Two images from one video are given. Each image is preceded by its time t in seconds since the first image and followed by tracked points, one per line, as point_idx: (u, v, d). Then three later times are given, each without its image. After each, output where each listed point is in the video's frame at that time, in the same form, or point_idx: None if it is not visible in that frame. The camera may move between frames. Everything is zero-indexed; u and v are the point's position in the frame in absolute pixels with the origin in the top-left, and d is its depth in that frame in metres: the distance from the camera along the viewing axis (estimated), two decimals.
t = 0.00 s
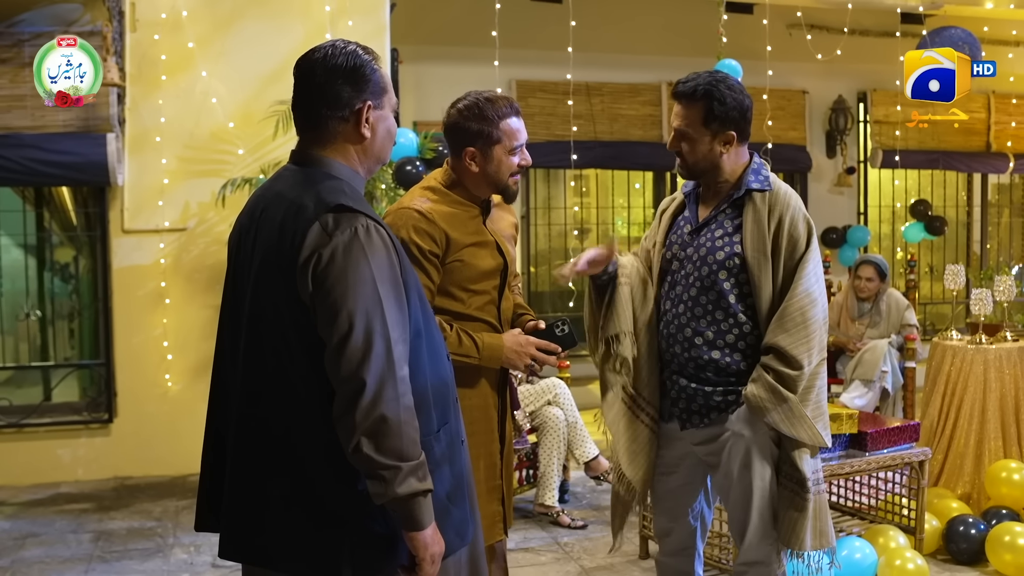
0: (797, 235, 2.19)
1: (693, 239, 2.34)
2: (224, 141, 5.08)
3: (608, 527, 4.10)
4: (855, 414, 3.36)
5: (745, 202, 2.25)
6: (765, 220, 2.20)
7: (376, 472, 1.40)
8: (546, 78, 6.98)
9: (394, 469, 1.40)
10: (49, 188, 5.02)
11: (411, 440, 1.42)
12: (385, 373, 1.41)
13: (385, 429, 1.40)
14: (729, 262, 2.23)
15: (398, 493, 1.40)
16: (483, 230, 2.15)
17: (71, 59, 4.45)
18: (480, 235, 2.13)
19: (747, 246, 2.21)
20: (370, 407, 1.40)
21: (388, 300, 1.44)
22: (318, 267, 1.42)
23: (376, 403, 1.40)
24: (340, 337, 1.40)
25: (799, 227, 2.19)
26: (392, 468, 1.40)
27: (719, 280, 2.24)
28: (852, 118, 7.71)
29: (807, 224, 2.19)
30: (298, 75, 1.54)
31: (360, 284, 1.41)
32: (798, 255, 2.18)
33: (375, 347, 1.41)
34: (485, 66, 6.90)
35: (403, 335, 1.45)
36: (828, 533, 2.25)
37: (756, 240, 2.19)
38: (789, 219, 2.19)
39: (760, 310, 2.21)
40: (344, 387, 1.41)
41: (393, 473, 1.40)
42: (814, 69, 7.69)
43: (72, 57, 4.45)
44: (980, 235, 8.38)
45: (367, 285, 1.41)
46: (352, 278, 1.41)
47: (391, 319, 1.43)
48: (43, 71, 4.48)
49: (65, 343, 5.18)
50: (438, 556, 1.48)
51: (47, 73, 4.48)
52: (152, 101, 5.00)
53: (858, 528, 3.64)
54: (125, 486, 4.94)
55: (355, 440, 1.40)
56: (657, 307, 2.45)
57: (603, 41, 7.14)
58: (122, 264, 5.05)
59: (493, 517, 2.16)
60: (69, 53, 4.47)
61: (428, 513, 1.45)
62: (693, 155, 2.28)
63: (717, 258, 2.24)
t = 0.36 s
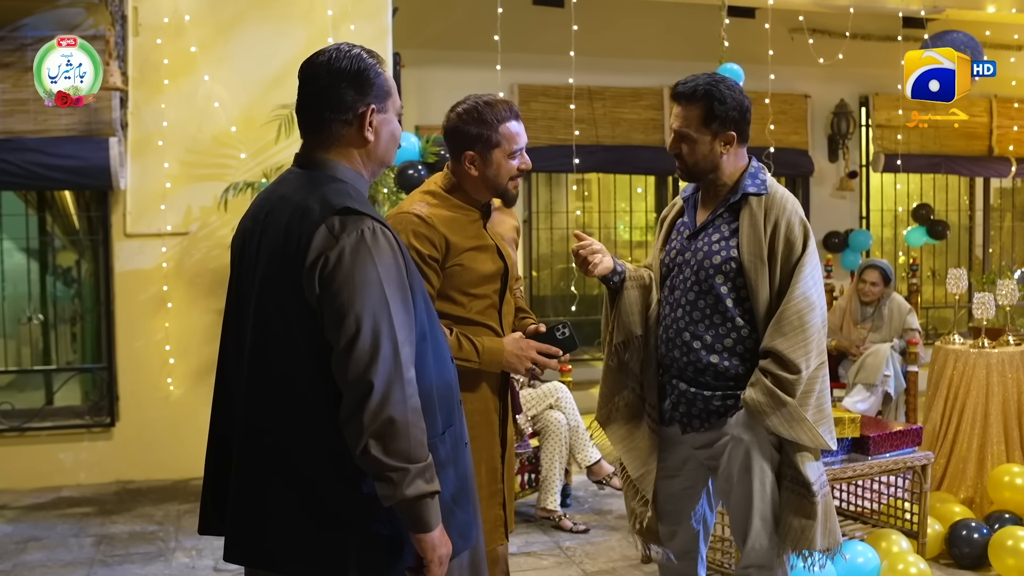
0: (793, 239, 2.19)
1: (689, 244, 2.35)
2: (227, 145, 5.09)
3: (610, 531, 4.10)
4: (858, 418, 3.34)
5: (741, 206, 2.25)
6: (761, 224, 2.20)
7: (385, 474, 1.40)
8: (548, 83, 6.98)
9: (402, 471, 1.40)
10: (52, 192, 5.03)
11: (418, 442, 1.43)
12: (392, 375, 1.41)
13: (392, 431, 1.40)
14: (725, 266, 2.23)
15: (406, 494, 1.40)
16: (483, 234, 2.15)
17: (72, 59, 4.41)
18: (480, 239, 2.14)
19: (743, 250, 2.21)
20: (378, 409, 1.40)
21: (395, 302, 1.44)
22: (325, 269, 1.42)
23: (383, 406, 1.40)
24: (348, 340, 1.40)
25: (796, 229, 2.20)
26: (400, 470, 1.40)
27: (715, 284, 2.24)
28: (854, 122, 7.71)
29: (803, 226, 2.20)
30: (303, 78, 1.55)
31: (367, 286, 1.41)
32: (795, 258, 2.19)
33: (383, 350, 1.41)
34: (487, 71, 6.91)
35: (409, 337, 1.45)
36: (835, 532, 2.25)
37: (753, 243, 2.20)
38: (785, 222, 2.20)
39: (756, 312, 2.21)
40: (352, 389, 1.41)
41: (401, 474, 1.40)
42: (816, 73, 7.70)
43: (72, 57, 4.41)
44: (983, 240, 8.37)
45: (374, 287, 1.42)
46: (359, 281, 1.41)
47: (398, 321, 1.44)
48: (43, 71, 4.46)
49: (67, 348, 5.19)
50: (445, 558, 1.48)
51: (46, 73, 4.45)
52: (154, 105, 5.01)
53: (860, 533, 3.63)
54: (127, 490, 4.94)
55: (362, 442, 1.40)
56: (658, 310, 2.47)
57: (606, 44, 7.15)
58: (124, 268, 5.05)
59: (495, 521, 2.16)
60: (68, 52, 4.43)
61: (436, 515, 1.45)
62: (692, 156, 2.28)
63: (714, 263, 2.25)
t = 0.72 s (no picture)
0: (800, 246, 2.17)
1: (693, 248, 2.36)
2: (228, 149, 5.10)
3: (611, 535, 4.10)
4: (858, 422, 3.35)
5: (747, 211, 2.24)
6: (766, 230, 2.19)
7: (391, 478, 1.40)
8: (548, 87, 6.99)
9: (408, 474, 1.40)
10: (53, 196, 5.03)
11: (424, 444, 1.43)
12: (397, 378, 1.42)
13: (398, 434, 1.40)
14: (729, 272, 2.24)
15: (412, 497, 1.40)
16: (483, 237, 2.15)
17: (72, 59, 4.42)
18: (481, 243, 2.14)
19: (747, 257, 2.21)
20: (383, 412, 1.40)
21: (399, 304, 1.44)
22: (329, 273, 1.42)
23: (389, 408, 1.40)
24: (353, 343, 1.40)
25: (802, 234, 2.18)
26: (406, 473, 1.40)
27: (719, 289, 2.25)
28: (855, 126, 7.72)
29: (809, 231, 2.18)
30: (305, 81, 1.55)
31: (371, 289, 1.41)
32: (802, 263, 2.16)
33: (388, 352, 1.41)
34: (488, 75, 6.92)
35: (414, 340, 1.46)
36: (832, 543, 2.24)
37: (758, 249, 2.19)
38: (792, 227, 2.18)
39: (761, 320, 2.21)
40: (358, 392, 1.41)
41: (408, 477, 1.40)
42: (817, 77, 7.71)
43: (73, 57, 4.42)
44: (983, 244, 8.37)
45: (378, 290, 1.42)
46: (364, 284, 1.41)
47: (402, 324, 1.44)
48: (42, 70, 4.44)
49: (68, 352, 5.19)
50: (452, 560, 1.48)
51: (46, 73, 4.44)
52: (155, 110, 5.01)
53: (861, 536, 3.63)
54: (128, 495, 4.94)
55: (368, 445, 1.40)
56: (664, 315, 2.50)
57: (608, 49, 7.17)
58: (125, 272, 5.06)
59: (498, 524, 2.16)
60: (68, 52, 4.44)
61: (441, 517, 1.45)
62: (699, 164, 2.27)
63: (718, 268, 2.25)
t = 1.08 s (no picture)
0: (796, 242, 2.17)
1: (697, 254, 2.37)
2: (228, 152, 5.10)
3: (610, 538, 4.10)
4: (858, 425, 3.35)
5: (745, 215, 2.24)
6: (763, 233, 2.19)
7: (391, 482, 1.40)
8: (548, 90, 6.99)
9: (408, 478, 1.40)
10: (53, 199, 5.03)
11: (424, 448, 1.43)
12: (398, 382, 1.42)
13: (398, 438, 1.40)
14: (730, 276, 2.24)
15: (412, 501, 1.40)
16: (481, 240, 2.15)
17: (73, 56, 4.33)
18: (478, 246, 2.14)
19: (746, 260, 2.20)
20: (384, 416, 1.40)
21: (400, 308, 1.44)
22: (330, 277, 1.43)
23: (389, 412, 1.40)
24: (353, 347, 1.40)
25: (799, 234, 2.18)
26: (406, 477, 1.40)
27: (722, 295, 2.25)
28: (854, 129, 7.72)
29: (806, 230, 2.17)
30: (305, 84, 1.55)
31: (372, 293, 1.41)
32: (798, 259, 2.16)
33: (388, 356, 1.41)
34: (487, 78, 6.92)
35: (414, 343, 1.45)
36: (845, 545, 2.22)
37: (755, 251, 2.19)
38: (789, 228, 2.17)
39: (762, 321, 2.20)
40: (359, 396, 1.41)
41: (408, 481, 1.40)
42: (816, 81, 7.72)
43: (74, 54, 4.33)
44: (983, 247, 8.37)
45: (379, 294, 1.42)
46: (365, 288, 1.41)
47: (403, 328, 1.44)
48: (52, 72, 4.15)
49: (67, 355, 5.18)
50: (451, 563, 1.48)
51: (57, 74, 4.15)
52: (155, 113, 5.01)
53: (861, 540, 3.64)
54: (127, 498, 4.94)
55: (368, 449, 1.40)
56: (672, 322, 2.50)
57: (609, 52, 7.17)
58: (124, 276, 5.06)
59: (500, 528, 2.16)
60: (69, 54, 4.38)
61: (441, 521, 1.45)
62: (701, 163, 2.29)
63: (719, 273, 2.26)
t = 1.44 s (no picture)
0: (793, 249, 2.19)
1: (689, 260, 2.36)
2: (226, 154, 5.10)
3: (608, 541, 4.10)
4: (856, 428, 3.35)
5: (741, 221, 2.26)
6: (761, 239, 2.21)
7: (390, 485, 1.40)
8: (546, 93, 7.00)
9: (407, 480, 1.40)
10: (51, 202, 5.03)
11: (422, 450, 1.43)
12: (396, 385, 1.42)
13: (397, 440, 1.40)
14: (726, 282, 2.24)
15: (411, 504, 1.40)
16: (478, 241, 2.15)
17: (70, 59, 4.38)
18: (475, 247, 2.14)
19: (744, 266, 2.21)
20: (382, 419, 1.40)
21: (398, 310, 1.44)
22: (328, 280, 1.43)
23: (388, 415, 1.40)
24: (352, 350, 1.41)
25: (795, 241, 2.20)
26: (405, 480, 1.40)
27: (718, 300, 2.26)
28: (852, 132, 7.73)
29: (803, 238, 2.19)
30: (303, 89, 1.55)
31: (370, 296, 1.42)
32: (797, 268, 2.18)
33: (386, 359, 1.41)
34: (486, 81, 6.93)
35: (412, 345, 1.46)
36: (844, 547, 2.22)
37: (753, 258, 2.20)
38: (786, 236, 2.20)
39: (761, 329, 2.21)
40: (357, 399, 1.41)
41: (407, 484, 1.40)
42: (814, 84, 7.73)
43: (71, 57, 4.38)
44: (980, 250, 8.39)
45: (377, 296, 1.42)
46: (363, 291, 1.41)
47: (401, 331, 1.44)
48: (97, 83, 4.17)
49: (65, 357, 5.18)
50: (451, 566, 1.48)
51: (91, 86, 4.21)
52: (154, 115, 5.02)
53: (859, 543, 3.65)
54: (125, 500, 4.93)
55: (367, 452, 1.40)
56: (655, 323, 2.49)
57: (608, 55, 7.18)
58: (123, 278, 5.06)
59: (500, 529, 2.16)
60: (68, 52, 4.41)
61: (440, 524, 1.45)
62: (694, 164, 2.28)
63: (715, 279, 2.26)
